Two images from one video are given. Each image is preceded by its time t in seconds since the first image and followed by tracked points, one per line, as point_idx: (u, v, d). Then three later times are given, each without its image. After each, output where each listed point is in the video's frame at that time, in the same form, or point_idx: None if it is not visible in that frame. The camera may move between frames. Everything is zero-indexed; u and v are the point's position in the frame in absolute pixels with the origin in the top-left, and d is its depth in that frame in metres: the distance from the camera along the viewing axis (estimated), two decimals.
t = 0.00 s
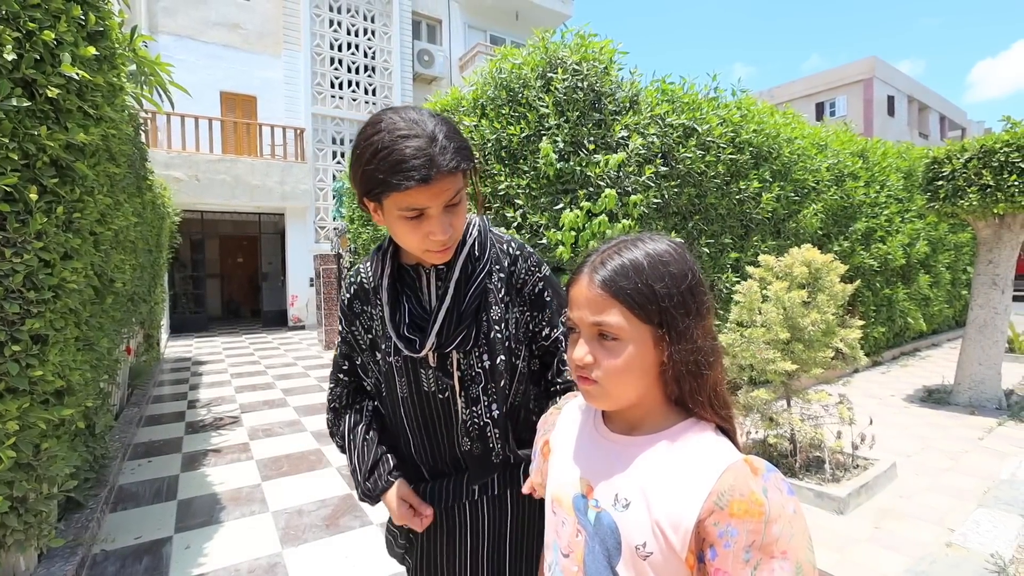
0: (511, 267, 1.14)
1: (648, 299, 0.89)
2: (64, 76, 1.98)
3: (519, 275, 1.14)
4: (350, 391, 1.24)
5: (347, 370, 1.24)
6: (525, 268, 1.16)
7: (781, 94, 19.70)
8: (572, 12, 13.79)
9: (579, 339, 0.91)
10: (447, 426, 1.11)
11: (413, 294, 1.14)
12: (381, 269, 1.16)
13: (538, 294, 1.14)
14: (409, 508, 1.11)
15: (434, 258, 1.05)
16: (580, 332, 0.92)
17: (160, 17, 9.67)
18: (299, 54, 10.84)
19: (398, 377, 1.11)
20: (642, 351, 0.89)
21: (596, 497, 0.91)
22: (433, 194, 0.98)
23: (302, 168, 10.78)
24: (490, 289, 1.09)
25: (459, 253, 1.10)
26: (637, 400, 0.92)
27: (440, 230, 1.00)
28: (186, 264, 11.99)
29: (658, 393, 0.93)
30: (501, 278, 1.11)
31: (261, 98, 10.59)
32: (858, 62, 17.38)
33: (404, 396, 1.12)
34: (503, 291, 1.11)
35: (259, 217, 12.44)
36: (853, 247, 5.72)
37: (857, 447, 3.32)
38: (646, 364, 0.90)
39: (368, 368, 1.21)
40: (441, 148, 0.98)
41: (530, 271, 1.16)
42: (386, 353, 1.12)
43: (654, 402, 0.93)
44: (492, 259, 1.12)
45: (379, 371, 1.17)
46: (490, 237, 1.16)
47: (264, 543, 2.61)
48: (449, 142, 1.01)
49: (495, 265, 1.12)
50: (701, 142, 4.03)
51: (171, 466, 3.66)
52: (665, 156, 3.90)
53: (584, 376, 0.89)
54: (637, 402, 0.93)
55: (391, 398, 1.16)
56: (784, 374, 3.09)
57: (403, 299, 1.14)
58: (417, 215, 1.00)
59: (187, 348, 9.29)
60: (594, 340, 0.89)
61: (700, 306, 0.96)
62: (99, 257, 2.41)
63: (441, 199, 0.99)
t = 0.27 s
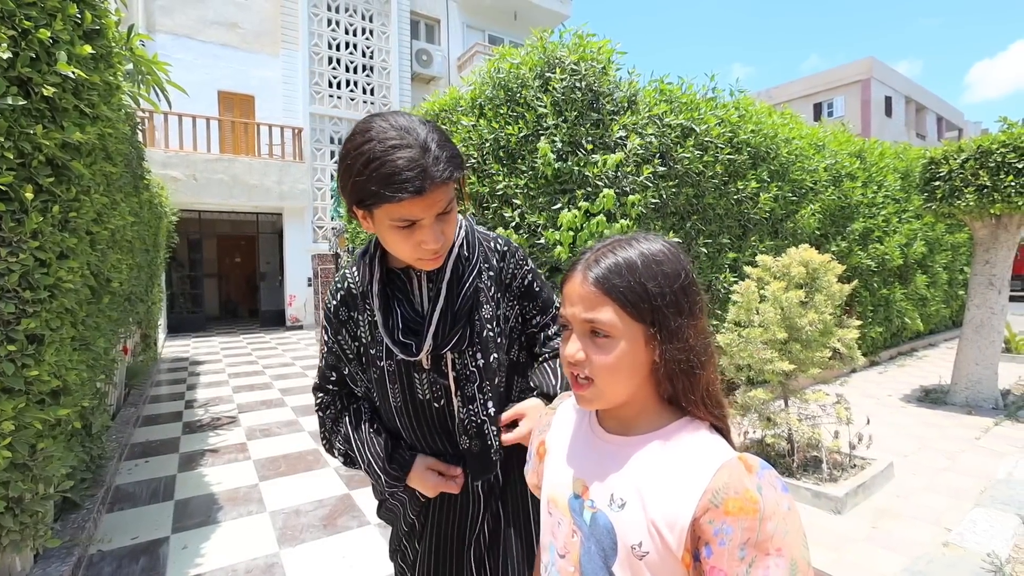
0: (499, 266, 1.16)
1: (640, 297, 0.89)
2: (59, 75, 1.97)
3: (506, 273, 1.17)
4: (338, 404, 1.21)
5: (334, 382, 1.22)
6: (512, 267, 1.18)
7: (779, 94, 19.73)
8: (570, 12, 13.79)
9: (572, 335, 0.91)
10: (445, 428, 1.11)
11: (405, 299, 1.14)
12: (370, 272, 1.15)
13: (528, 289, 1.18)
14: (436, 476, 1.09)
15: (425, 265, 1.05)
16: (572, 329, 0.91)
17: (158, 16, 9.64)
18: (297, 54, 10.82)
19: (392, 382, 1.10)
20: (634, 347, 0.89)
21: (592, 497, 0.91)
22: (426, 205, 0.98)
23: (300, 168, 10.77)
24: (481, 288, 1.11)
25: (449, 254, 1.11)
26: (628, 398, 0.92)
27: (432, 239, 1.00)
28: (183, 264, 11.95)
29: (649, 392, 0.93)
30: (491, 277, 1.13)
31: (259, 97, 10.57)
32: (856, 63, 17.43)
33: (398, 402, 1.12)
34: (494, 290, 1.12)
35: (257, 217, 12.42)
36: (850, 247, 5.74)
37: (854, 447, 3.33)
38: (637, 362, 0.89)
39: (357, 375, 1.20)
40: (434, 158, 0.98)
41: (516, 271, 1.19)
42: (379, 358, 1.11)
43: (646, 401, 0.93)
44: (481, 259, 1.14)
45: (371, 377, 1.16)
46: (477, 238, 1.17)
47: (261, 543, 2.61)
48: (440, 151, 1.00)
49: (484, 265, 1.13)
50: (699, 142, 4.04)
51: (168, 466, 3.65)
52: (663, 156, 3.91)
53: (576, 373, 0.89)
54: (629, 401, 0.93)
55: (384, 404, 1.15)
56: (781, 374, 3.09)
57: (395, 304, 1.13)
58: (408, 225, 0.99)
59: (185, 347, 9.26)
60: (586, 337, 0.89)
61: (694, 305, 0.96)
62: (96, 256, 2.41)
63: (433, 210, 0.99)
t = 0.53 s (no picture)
0: (501, 269, 1.15)
1: (635, 296, 0.89)
2: (57, 74, 1.97)
3: (507, 277, 1.15)
4: (336, 396, 1.24)
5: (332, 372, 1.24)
6: (512, 271, 1.16)
7: (779, 94, 19.73)
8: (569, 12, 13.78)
9: (568, 336, 0.91)
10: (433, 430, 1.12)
11: (403, 297, 1.14)
12: (369, 268, 1.15)
13: (523, 295, 1.16)
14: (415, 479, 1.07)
15: (424, 262, 1.05)
16: (568, 329, 0.91)
17: (156, 15, 9.62)
18: (296, 53, 10.81)
19: (383, 380, 1.11)
20: (630, 346, 0.89)
21: (589, 497, 0.91)
22: (423, 200, 0.97)
23: (299, 167, 10.76)
24: (478, 290, 1.10)
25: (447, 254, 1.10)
26: (625, 396, 0.92)
27: (431, 236, 1.00)
28: (182, 264, 11.94)
29: (646, 391, 0.93)
30: (490, 279, 1.12)
31: (258, 97, 10.55)
32: (855, 62, 17.44)
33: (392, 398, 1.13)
34: (491, 292, 1.12)
35: (256, 217, 12.41)
36: (849, 246, 5.74)
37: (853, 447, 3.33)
38: (633, 362, 0.89)
39: (353, 369, 1.21)
40: (432, 153, 0.97)
41: (518, 274, 1.17)
42: (374, 354, 1.12)
43: (643, 399, 0.93)
44: (481, 260, 1.13)
45: (366, 373, 1.16)
46: (480, 238, 1.16)
47: (259, 543, 2.60)
48: (440, 147, 1.00)
49: (484, 266, 1.12)
50: (698, 141, 4.03)
51: (166, 466, 3.64)
52: (662, 155, 3.91)
53: (571, 372, 0.89)
54: (624, 400, 0.93)
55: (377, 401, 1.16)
56: (780, 373, 3.09)
57: (392, 301, 1.14)
58: (407, 221, 0.99)
59: (184, 347, 9.25)
60: (581, 338, 0.89)
61: (688, 303, 0.96)
62: (94, 256, 2.40)
63: (432, 205, 0.98)
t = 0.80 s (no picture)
0: (500, 266, 1.15)
1: (631, 296, 0.89)
2: (56, 74, 1.97)
3: (506, 274, 1.15)
4: (342, 396, 1.22)
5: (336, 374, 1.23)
6: (511, 268, 1.17)
7: (778, 94, 19.74)
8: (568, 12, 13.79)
9: (564, 336, 0.91)
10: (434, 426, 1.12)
11: (403, 292, 1.14)
12: (370, 265, 1.15)
13: (524, 294, 1.17)
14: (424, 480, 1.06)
15: (417, 254, 1.04)
16: (565, 329, 0.91)
17: (155, 15, 9.61)
18: (296, 54, 10.80)
19: (384, 376, 1.11)
20: (627, 345, 0.89)
21: (587, 497, 0.91)
22: (413, 192, 0.97)
23: (298, 167, 10.76)
24: (478, 286, 1.10)
25: (447, 250, 1.10)
26: (622, 397, 0.92)
27: (422, 227, 1.00)
28: (181, 264, 11.93)
29: (644, 390, 0.93)
30: (489, 276, 1.12)
31: (257, 97, 10.54)
32: (853, 63, 17.46)
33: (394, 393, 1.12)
34: (491, 289, 1.11)
35: (255, 217, 12.40)
36: (848, 247, 5.75)
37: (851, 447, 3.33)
38: (630, 361, 0.89)
39: (356, 369, 1.21)
40: (422, 145, 0.97)
41: (518, 271, 1.17)
42: (374, 351, 1.12)
43: (642, 399, 0.94)
44: (480, 256, 1.13)
45: (367, 370, 1.16)
46: (479, 236, 1.16)
47: (258, 543, 2.60)
48: (431, 139, 1.00)
49: (483, 263, 1.12)
50: (697, 141, 4.03)
51: (165, 466, 3.64)
52: (661, 155, 3.91)
53: (569, 372, 0.89)
54: (622, 401, 0.93)
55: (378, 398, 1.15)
56: (779, 373, 3.10)
57: (392, 297, 1.14)
58: (397, 212, 0.99)
59: (183, 347, 9.25)
60: (579, 338, 0.89)
61: (684, 302, 0.96)
62: (92, 255, 2.40)
63: (421, 197, 0.98)
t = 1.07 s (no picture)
0: (511, 257, 1.16)
1: (631, 297, 0.89)
2: (56, 75, 1.97)
3: (517, 265, 1.15)
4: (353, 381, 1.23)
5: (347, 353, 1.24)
6: (521, 260, 1.16)
7: (777, 93, 19.75)
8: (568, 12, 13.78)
9: (565, 337, 0.92)
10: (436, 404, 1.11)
11: (413, 267, 1.15)
12: (388, 244, 1.19)
13: (530, 290, 1.15)
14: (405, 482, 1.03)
15: (413, 218, 1.07)
16: (565, 331, 0.92)
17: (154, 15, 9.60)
18: (295, 54, 10.80)
19: (389, 347, 1.12)
20: (627, 345, 0.89)
21: (587, 497, 0.91)
22: (408, 151, 1.02)
23: (297, 167, 10.76)
24: (486, 268, 1.12)
25: (460, 231, 1.13)
26: (622, 396, 0.92)
27: (415, 188, 1.03)
28: (180, 264, 11.92)
29: (643, 390, 0.94)
30: (498, 262, 1.13)
31: (256, 97, 10.54)
32: (852, 63, 17.47)
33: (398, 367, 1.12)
34: (498, 275, 1.12)
35: (255, 217, 12.40)
36: (846, 247, 5.76)
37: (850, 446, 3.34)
38: (629, 361, 0.90)
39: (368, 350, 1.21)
40: (423, 111, 1.03)
41: (529, 265, 1.17)
42: (382, 325, 1.13)
43: (641, 399, 0.94)
44: (491, 244, 1.15)
45: (374, 344, 1.17)
46: (492, 228, 1.18)
47: (258, 543, 2.61)
48: (436, 108, 1.05)
49: (494, 250, 1.14)
50: (696, 142, 4.04)
51: (165, 466, 3.64)
52: (660, 156, 3.91)
53: (570, 374, 0.89)
54: (623, 400, 0.94)
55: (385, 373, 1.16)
56: (777, 373, 3.11)
57: (403, 270, 1.16)
58: (397, 171, 1.04)
59: (182, 348, 9.25)
60: (578, 339, 0.90)
61: (684, 304, 0.96)
62: (92, 255, 2.40)
63: (416, 158, 1.02)
